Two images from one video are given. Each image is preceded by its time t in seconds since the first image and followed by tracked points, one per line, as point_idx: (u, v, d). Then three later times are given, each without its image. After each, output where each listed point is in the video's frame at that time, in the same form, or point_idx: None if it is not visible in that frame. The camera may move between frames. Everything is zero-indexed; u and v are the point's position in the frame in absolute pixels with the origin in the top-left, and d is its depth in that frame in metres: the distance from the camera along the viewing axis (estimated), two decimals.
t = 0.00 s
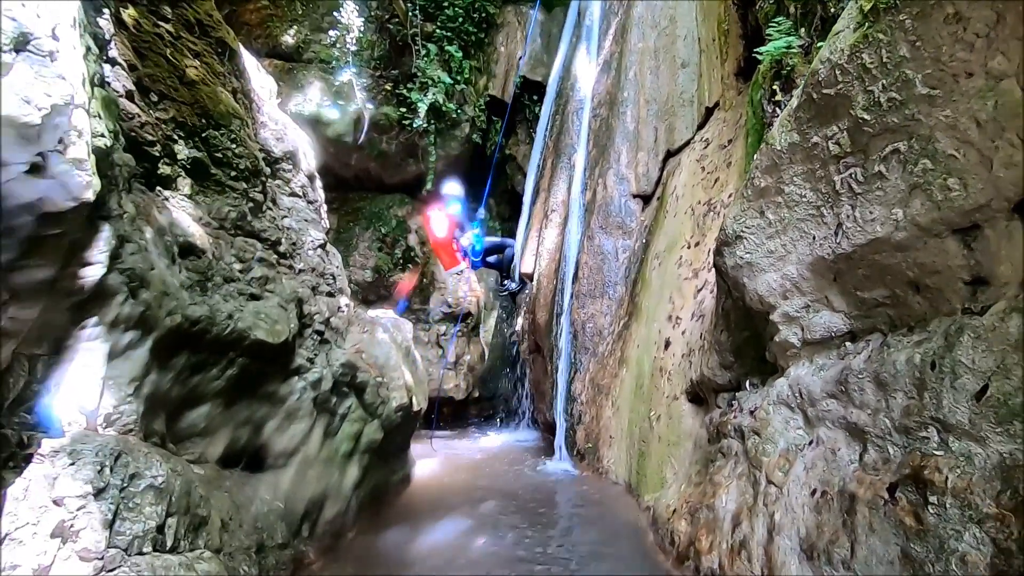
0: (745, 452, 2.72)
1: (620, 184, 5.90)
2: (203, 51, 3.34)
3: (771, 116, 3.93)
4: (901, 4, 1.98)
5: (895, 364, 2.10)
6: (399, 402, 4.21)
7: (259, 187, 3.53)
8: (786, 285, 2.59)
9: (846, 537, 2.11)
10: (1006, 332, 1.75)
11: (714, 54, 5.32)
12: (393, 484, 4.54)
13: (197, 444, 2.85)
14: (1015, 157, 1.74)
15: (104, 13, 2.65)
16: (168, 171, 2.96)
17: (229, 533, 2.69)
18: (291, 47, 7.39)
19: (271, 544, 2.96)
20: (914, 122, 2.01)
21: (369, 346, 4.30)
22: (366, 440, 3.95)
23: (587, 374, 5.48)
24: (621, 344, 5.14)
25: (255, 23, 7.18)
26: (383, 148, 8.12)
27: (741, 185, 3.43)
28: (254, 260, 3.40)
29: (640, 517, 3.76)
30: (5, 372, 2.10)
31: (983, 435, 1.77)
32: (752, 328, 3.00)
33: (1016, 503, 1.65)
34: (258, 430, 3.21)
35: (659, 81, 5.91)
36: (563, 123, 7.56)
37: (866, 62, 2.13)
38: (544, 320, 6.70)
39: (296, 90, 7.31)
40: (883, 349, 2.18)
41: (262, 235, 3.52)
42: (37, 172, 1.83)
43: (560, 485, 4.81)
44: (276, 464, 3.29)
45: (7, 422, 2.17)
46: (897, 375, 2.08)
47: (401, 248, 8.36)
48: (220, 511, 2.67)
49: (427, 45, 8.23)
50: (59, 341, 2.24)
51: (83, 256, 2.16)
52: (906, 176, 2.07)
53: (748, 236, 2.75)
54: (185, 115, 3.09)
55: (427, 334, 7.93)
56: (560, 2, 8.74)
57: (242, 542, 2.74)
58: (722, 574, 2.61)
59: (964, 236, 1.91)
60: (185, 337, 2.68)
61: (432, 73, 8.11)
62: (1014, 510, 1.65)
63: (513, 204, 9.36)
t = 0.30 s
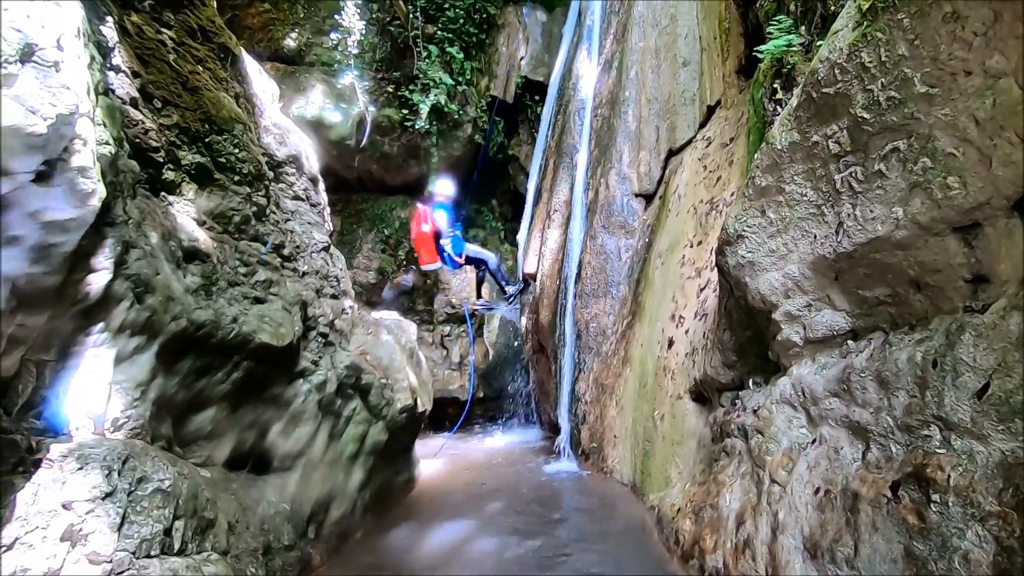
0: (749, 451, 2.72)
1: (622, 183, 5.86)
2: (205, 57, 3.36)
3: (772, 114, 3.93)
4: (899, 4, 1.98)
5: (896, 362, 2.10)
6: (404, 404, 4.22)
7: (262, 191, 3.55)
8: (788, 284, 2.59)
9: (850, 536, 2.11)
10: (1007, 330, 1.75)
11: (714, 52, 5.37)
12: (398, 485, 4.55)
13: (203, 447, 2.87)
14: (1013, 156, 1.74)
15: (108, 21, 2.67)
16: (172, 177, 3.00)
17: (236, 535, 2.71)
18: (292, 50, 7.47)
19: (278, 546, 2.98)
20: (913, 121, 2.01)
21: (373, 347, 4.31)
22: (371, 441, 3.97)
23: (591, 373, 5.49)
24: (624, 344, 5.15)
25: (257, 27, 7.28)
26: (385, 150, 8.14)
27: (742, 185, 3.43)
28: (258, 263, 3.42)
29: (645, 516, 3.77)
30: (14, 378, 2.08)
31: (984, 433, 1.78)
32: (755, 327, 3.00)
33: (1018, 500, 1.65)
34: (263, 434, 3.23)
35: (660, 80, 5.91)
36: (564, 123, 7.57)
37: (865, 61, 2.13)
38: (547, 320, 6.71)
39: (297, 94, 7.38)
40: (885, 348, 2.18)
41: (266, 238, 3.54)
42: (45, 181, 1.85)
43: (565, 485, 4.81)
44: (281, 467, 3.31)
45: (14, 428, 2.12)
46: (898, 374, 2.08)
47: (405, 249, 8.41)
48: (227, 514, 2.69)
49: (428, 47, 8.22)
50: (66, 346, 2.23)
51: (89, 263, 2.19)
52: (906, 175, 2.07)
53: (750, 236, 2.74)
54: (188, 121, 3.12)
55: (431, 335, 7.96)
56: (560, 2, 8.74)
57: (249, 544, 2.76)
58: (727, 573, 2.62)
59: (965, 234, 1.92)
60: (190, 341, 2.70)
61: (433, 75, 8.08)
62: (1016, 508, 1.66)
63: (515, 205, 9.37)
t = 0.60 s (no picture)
0: (750, 451, 2.71)
1: (621, 183, 5.85)
2: (203, 62, 3.37)
3: (771, 113, 3.93)
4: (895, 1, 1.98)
5: (896, 360, 2.10)
6: (405, 406, 4.22)
7: (262, 195, 3.55)
8: (788, 283, 2.58)
9: (851, 535, 2.11)
10: (1007, 327, 1.76)
11: (713, 51, 5.41)
12: (400, 487, 4.55)
13: (205, 451, 2.87)
14: (1011, 153, 1.74)
15: (107, 27, 2.68)
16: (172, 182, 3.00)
17: (238, 539, 2.71)
18: (291, 54, 7.50)
19: (280, 549, 2.97)
20: (911, 119, 2.00)
21: (374, 350, 4.31)
22: (373, 444, 3.97)
23: (592, 374, 5.48)
24: (625, 344, 5.14)
25: (256, 31, 7.31)
26: (385, 152, 8.14)
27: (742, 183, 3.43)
28: (259, 267, 3.42)
29: (647, 516, 3.76)
30: (13, 384, 2.10)
31: (985, 430, 1.77)
32: (755, 326, 2.99)
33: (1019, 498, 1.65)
34: (265, 437, 3.23)
35: (659, 80, 5.92)
36: (564, 124, 7.57)
37: (862, 59, 2.12)
38: (548, 320, 6.71)
39: (297, 97, 7.37)
40: (885, 346, 2.18)
41: (266, 242, 3.54)
42: (44, 187, 1.85)
43: (567, 485, 4.81)
44: (282, 470, 3.31)
45: (16, 433, 2.16)
46: (899, 372, 2.08)
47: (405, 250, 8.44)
48: (229, 517, 2.69)
49: (427, 49, 8.21)
50: (66, 351, 2.25)
51: (87, 269, 2.19)
52: (904, 173, 2.06)
53: (749, 235, 2.73)
54: (187, 126, 3.13)
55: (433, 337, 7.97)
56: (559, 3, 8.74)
57: (251, 547, 2.76)
58: (730, 573, 2.61)
59: (963, 232, 1.92)
60: (190, 345, 2.70)
61: (432, 76, 8.11)
62: (1017, 506, 1.66)
63: (516, 205, 9.36)
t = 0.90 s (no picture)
0: (758, 448, 2.69)
1: (625, 181, 5.83)
2: (206, 64, 3.37)
3: (775, 108, 3.90)
4: None
5: (906, 356, 2.08)
6: (410, 407, 4.17)
7: (265, 197, 3.55)
8: (794, 279, 2.56)
9: (861, 532, 2.09)
10: (1019, 322, 1.73)
11: (716, 47, 5.38)
12: (406, 488, 4.54)
13: (211, 453, 2.86)
14: (1022, 145, 1.70)
15: (109, 30, 2.68)
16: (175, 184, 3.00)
17: (245, 541, 2.70)
18: (293, 55, 7.49)
19: (287, 551, 2.97)
20: (918, 112, 1.99)
21: (379, 350, 4.31)
22: (378, 444, 3.96)
23: (598, 372, 5.47)
24: (630, 342, 5.13)
25: (258, 33, 7.30)
26: (388, 153, 8.14)
27: (746, 180, 3.41)
28: (262, 269, 3.42)
29: (654, 515, 3.74)
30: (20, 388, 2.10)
31: (997, 427, 1.76)
32: (762, 323, 2.97)
33: None
34: (271, 439, 3.23)
35: (661, 76, 5.90)
36: (566, 122, 7.55)
37: (868, 52, 2.10)
38: (553, 319, 6.69)
39: (300, 98, 7.37)
40: (895, 341, 2.16)
41: (270, 244, 3.53)
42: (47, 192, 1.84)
43: (573, 484, 4.80)
44: (289, 471, 3.31)
45: (23, 437, 2.14)
46: (908, 368, 2.06)
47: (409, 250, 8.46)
48: (236, 520, 2.69)
49: (428, 49, 8.21)
50: (71, 355, 2.25)
51: (92, 272, 2.19)
52: (912, 167, 2.04)
53: (754, 231, 2.72)
54: (190, 128, 3.13)
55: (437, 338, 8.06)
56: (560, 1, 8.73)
57: (258, 549, 2.75)
58: (738, 572, 2.59)
59: (972, 225, 1.89)
60: (195, 348, 2.70)
61: (433, 75, 8.11)
62: None
63: (519, 205, 9.35)
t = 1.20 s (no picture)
0: (763, 442, 2.67)
1: (627, 175, 5.82)
2: (206, 61, 3.35)
3: (778, 100, 3.86)
4: None
5: (912, 348, 2.05)
6: (414, 402, 4.21)
7: (266, 193, 3.54)
8: (799, 271, 2.54)
9: (868, 526, 2.07)
10: None
11: (719, 39, 5.31)
12: (410, 483, 4.54)
13: (214, 450, 2.85)
14: None
15: (108, 27, 2.67)
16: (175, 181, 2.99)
17: (249, 538, 2.70)
18: (295, 52, 7.47)
19: (291, 547, 2.96)
20: (924, 99, 1.96)
21: (382, 346, 4.29)
22: (382, 440, 3.96)
23: (601, 367, 5.45)
24: (634, 336, 5.11)
25: (258, 30, 7.30)
26: (389, 149, 8.11)
27: (750, 172, 3.39)
28: (264, 266, 3.40)
29: (658, 510, 3.74)
30: (22, 386, 2.09)
31: (1007, 418, 1.74)
32: (766, 316, 2.95)
33: None
34: (275, 435, 3.22)
35: (663, 69, 5.89)
36: (568, 116, 7.52)
37: (874, 39, 2.08)
38: (556, 314, 6.67)
39: (302, 95, 7.39)
40: (901, 333, 2.14)
41: (271, 240, 3.52)
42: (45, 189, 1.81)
43: (577, 479, 4.79)
44: (293, 468, 3.30)
45: (25, 435, 2.14)
46: (915, 360, 2.03)
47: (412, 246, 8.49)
48: (239, 516, 2.69)
49: (429, 44, 8.14)
50: (73, 352, 2.23)
51: (94, 269, 2.18)
52: (918, 155, 2.01)
53: (758, 223, 2.69)
54: (190, 125, 3.12)
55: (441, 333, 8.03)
56: None
57: (263, 545, 2.75)
58: (743, 566, 2.57)
59: (981, 214, 1.86)
60: (197, 344, 2.69)
61: (434, 71, 8.09)
62: None
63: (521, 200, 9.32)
